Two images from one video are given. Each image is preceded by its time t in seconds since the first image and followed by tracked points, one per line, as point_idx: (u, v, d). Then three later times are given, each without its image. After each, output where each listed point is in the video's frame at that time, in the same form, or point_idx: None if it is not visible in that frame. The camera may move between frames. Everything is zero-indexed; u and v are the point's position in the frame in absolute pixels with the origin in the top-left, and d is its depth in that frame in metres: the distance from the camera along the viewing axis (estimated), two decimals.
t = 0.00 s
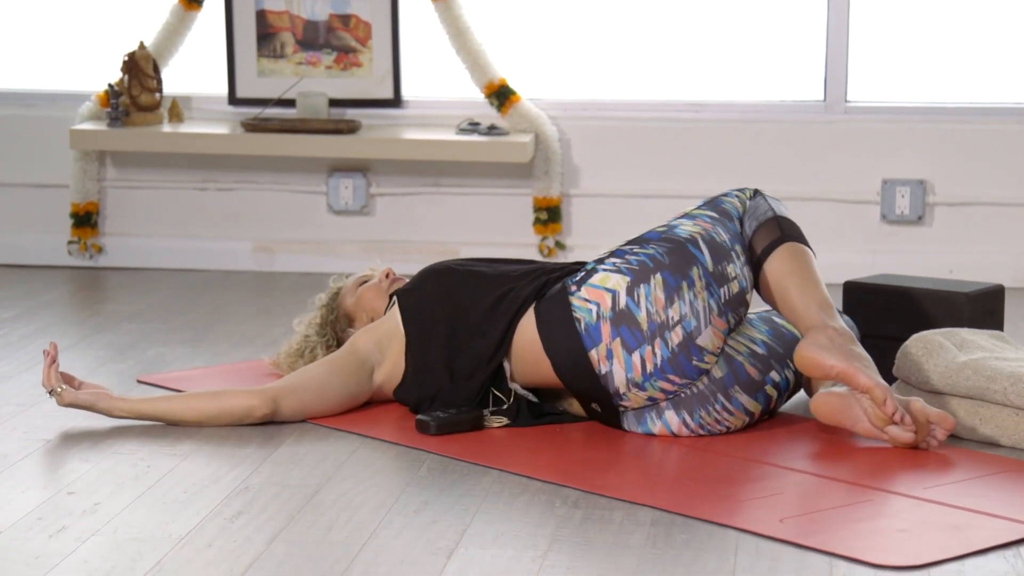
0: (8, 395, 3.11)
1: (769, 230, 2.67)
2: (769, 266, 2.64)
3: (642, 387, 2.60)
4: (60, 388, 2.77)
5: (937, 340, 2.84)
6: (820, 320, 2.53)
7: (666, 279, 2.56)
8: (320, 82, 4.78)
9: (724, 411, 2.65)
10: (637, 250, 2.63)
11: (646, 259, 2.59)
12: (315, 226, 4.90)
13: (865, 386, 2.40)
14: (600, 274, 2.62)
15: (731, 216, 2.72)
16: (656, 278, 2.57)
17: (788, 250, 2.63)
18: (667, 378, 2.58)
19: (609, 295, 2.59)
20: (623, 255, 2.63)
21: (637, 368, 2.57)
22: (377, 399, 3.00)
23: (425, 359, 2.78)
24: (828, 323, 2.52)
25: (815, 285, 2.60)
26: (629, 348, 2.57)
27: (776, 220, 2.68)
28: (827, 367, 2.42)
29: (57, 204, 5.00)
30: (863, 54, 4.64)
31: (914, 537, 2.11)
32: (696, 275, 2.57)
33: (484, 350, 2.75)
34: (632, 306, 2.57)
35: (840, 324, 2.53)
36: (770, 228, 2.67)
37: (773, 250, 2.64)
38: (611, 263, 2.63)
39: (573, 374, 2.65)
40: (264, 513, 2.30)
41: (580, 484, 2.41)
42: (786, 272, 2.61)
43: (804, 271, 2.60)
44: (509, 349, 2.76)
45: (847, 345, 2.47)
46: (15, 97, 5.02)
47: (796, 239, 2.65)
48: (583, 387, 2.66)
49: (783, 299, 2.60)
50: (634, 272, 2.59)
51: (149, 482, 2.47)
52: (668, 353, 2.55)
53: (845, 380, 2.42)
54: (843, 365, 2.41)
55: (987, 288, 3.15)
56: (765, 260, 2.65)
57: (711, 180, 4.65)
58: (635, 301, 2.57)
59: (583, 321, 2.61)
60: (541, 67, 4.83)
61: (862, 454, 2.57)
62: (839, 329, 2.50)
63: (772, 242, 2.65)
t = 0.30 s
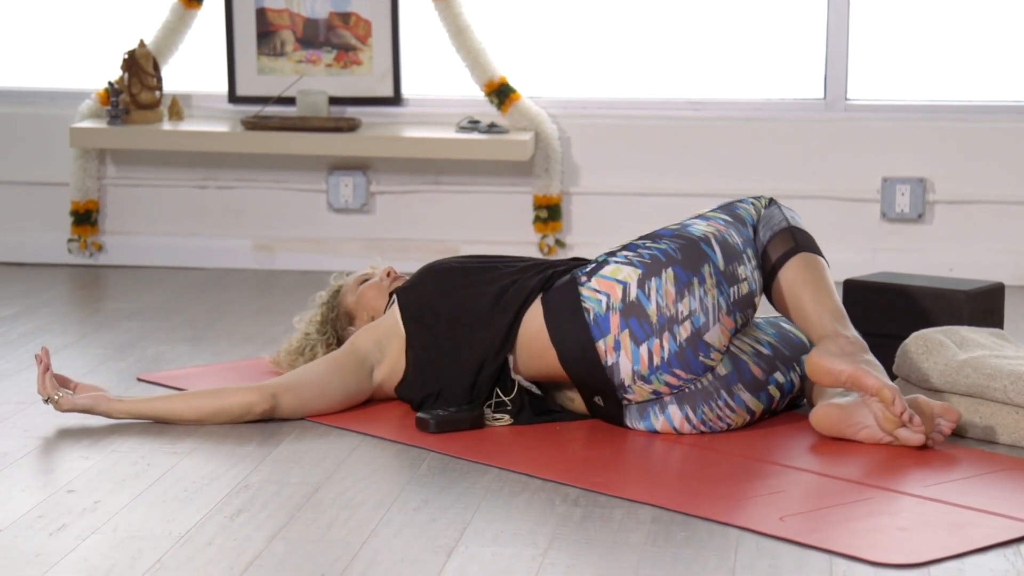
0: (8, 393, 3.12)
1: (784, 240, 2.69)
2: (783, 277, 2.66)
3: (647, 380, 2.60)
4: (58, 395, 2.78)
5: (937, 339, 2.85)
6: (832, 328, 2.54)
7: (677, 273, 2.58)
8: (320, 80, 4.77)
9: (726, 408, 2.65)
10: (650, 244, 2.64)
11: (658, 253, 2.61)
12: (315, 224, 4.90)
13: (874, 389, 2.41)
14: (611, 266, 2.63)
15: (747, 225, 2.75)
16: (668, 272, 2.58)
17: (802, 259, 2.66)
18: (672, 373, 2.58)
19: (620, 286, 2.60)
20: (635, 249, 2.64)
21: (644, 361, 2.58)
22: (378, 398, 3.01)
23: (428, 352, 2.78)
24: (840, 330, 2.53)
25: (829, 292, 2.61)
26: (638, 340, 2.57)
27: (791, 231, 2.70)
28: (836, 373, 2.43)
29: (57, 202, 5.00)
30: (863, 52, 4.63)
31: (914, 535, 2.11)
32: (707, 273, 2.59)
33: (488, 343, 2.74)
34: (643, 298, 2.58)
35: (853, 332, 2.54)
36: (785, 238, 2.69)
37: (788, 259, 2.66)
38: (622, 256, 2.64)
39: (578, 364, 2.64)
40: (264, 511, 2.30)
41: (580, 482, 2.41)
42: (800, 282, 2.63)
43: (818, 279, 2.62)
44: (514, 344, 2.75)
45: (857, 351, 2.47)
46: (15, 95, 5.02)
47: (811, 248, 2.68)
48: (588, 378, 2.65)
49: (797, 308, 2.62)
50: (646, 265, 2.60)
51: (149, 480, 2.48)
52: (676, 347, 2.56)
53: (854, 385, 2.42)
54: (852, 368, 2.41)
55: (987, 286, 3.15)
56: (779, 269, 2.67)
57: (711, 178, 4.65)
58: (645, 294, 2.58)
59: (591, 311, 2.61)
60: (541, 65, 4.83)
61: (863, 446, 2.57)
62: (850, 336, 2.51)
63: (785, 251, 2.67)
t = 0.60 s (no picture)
0: (8, 392, 3.12)
1: (794, 247, 2.73)
2: (793, 286, 2.68)
3: (656, 374, 2.61)
4: (54, 402, 2.80)
5: (937, 338, 2.85)
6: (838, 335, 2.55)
7: (691, 270, 2.60)
8: (320, 79, 4.78)
9: (731, 406, 2.66)
10: (664, 241, 2.67)
11: (672, 249, 2.63)
12: (315, 223, 4.90)
13: (881, 387, 2.41)
14: (626, 259, 2.65)
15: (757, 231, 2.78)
16: (682, 268, 2.60)
17: (812, 265, 2.69)
18: (681, 368, 2.59)
19: (634, 279, 2.62)
20: (649, 244, 2.66)
21: (654, 355, 2.58)
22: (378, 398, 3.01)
23: (434, 343, 2.76)
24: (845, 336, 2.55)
25: (838, 299, 2.64)
26: (649, 333, 2.58)
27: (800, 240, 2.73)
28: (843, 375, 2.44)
29: (57, 200, 5.00)
30: (863, 51, 4.63)
31: (914, 533, 2.11)
32: (720, 271, 2.62)
33: (499, 336, 2.73)
34: (657, 292, 2.59)
35: (858, 339, 2.56)
36: (794, 246, 2.73)
37: (798, 266, 2.69)
38: (636, 250, 2.66)
39: (587, 357, 2.65)
40: (264, 510, 2.30)
41: (580, 480, 2.41)
42: (809, 289, 2.66)
43: (828, 287, 2.65)
44: (522, 341, 2.75)
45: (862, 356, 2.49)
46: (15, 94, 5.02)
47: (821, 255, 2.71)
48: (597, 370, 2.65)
49: (806, 316, 2.64)
50: (660, 260, 2.62)
51: (149, 478, 2.48)
52: (687, 342, 2.57)
53: (861, 385, 2.43)
54: (858, 369, 2.42)
55: (987, 285, 3.15)
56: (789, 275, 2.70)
57: (711, 177, 4.65)
58: (659, 288, 2.60)
59: (604, 302, 2.63)
60: (541, 63, 4.83)
61: (870, 446, 2.57)
62: (856, 342, 2.53)
63: (796, 258, 2.71)
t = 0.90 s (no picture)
0: (7, 391, 3.12)
1: (805, 252, 2.72)
2: (803, 290, 2.67)
3: (659, 371, 2.61)
4: (54, 404, 2.81)
5: (937, 338, 2.85)
6: (849, 337, 2.54)
7: (698, 268, 2.60)
8: (320, 79, 4.78)
9: (732, 404, 2.66)
10: (672, 237, 2.67)
11: (680, 246, 2.63)
12: (315, 223, 4.91)
13: (895, 387, 2.40)
14: (633, 255, 2.65)
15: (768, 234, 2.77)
16: (689, 265, 2.61)
17: (823, 269, 2.67)
18: (684, 365, 2.59)
19: (640, 275, 2.62)
20: (657, 241, 2.67)
21: (658, 351, 2.59)
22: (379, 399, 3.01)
23: (438, 339, 2.76)
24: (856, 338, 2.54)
25: (849, 301, 2.63)
26: (654, 329, 2.59)
27: (811, 243, 2.72)
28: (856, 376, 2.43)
29: (56, 200, 5.00)
30: (862, 51, 4.64)
31: (915, 533, 2.11)
32: (726, 271, 2.62)
33: (505, 334, 2.72)
34: (663, 288, 2.60)
35: (869, 340, 2.54)
36: (806, 250, 2.72)
37: (809, 270, 2.68)
38: (643, 247, 2.66)
39: (591, 351, 2.64)
40: (264, 510, 2.30)
41: (581, 480, 2.41)
42: (820, 291, 2.64)
43: (838, 289, 2.64)
44: (527, 340, 2.73)
45: (874, 357, 2.48)
46: (15, 94, 5.02)
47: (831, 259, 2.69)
48: (600, 365, 2.65)
49: (815, 318, 2.63)
50: (668, 256, 2.62)
51: (149, 478, 2.48)
52: (691, 339, 2.58)
53: (872, 388, 2.42)
54: (869, 371, 2.41)
55: (987, 284, 3.15)
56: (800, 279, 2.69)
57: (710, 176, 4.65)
58: (665, 285, 2.60)
59: (610, 297, 2.63)
60: (541, 63, 4.83)
61: (878, 446, 2.57)
62: (867, 345, 2.52)
63: (806, 263, 2.69)
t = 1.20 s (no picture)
0: (7, 391, 3.12)
1: (806, 253, 2.72)
2: (804, 290, 2.67)
3: (660, 370, 2.61)
4: (54, 404, 2.82)
5: (937, 337, 2.85)
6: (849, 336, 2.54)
7: (698, 267, 2.61)
8: (320, 78, 4.78)
9: (732, 402, 2.66)
10: (671, 237, 2.67)
11: (680, 246, 2.64)
12: (315, 222, 4.91)
13: (895, 387, 2.41)
14: (633, 254, 2.65)
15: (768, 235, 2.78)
16: (689, 265, 2.61)
17: (822, 269, 2.68)
18: (685, 364, 2.59)
19: (640, 274, 2.62)
20: (656, 240, 2.67)
21: (658, 350, 2.59)
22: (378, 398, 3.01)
23: (437, 338, 2.76)
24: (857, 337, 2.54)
25: (850, 301, 2.63)
26: (654, 328, 2.59)
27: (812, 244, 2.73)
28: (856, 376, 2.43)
29: (57, 200, 5.00)
30: (862, 51, 4.64)
31: (914, 533, 2.11)
32: (726, 270, 2.62)
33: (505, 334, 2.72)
34: (663, 288, 2.60)
35: (869, 340, 2.54)
36: (806, 251, 2.72)
37: (809, 271, 2.68)
38: (643, 247, 2.66)
39: (591, 350, 2.64)
40: (263, 510, 2.30)
41: (581, 480, 2.41)
42: (821, 291, 2.64)
43: (839, 289, 2.64)
44: (527, 340, 2.73)
45: (874, 356, 2.48)
46: (15, 94, 5.01)
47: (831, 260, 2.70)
48: (600, 365, 2.65)
49: (816, 317, 2.63)
50: (668, 256, 2.62)
51: (149, 478, 2.47)
52: (691, 339, 2.58)
53: (873, 387, 2.42)
54: (870, 371, 2.41)
55: (987, 284, 3.15)
56: (800, 280, 2.69)
57: (710, 176, 4.64)
58: (665, 284, 2.60)
59: (610, 297, 2.63)
60: (541, 63, 4.83)
61: (878, 446, 2.57)
62: (867, 344, 2.52)
63: (808, 263, 2.70)
